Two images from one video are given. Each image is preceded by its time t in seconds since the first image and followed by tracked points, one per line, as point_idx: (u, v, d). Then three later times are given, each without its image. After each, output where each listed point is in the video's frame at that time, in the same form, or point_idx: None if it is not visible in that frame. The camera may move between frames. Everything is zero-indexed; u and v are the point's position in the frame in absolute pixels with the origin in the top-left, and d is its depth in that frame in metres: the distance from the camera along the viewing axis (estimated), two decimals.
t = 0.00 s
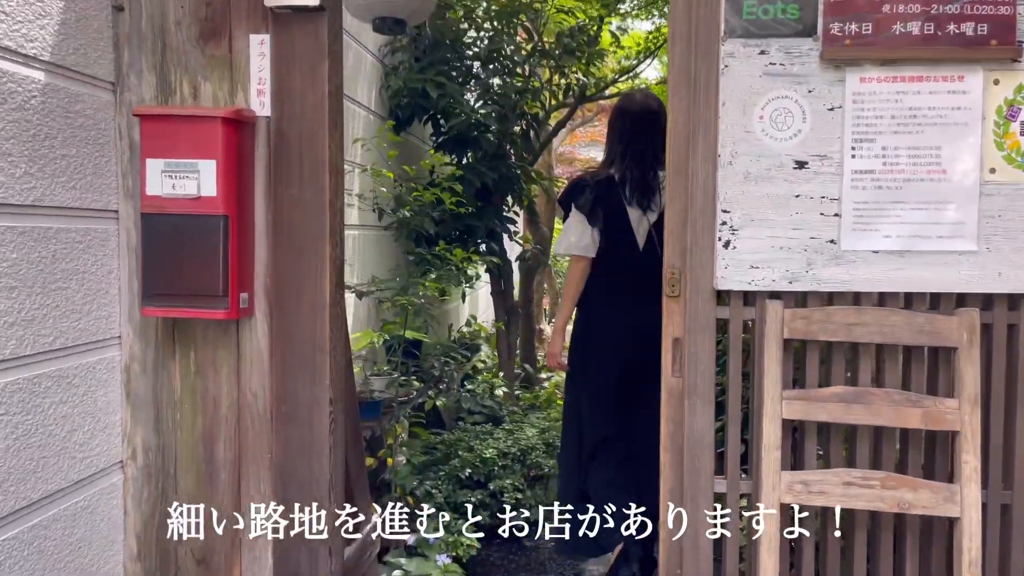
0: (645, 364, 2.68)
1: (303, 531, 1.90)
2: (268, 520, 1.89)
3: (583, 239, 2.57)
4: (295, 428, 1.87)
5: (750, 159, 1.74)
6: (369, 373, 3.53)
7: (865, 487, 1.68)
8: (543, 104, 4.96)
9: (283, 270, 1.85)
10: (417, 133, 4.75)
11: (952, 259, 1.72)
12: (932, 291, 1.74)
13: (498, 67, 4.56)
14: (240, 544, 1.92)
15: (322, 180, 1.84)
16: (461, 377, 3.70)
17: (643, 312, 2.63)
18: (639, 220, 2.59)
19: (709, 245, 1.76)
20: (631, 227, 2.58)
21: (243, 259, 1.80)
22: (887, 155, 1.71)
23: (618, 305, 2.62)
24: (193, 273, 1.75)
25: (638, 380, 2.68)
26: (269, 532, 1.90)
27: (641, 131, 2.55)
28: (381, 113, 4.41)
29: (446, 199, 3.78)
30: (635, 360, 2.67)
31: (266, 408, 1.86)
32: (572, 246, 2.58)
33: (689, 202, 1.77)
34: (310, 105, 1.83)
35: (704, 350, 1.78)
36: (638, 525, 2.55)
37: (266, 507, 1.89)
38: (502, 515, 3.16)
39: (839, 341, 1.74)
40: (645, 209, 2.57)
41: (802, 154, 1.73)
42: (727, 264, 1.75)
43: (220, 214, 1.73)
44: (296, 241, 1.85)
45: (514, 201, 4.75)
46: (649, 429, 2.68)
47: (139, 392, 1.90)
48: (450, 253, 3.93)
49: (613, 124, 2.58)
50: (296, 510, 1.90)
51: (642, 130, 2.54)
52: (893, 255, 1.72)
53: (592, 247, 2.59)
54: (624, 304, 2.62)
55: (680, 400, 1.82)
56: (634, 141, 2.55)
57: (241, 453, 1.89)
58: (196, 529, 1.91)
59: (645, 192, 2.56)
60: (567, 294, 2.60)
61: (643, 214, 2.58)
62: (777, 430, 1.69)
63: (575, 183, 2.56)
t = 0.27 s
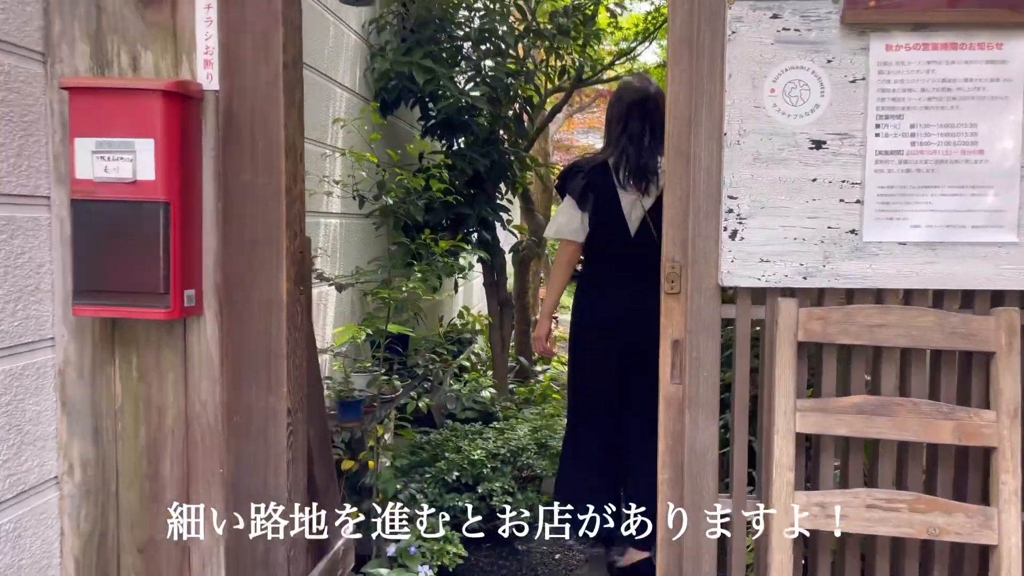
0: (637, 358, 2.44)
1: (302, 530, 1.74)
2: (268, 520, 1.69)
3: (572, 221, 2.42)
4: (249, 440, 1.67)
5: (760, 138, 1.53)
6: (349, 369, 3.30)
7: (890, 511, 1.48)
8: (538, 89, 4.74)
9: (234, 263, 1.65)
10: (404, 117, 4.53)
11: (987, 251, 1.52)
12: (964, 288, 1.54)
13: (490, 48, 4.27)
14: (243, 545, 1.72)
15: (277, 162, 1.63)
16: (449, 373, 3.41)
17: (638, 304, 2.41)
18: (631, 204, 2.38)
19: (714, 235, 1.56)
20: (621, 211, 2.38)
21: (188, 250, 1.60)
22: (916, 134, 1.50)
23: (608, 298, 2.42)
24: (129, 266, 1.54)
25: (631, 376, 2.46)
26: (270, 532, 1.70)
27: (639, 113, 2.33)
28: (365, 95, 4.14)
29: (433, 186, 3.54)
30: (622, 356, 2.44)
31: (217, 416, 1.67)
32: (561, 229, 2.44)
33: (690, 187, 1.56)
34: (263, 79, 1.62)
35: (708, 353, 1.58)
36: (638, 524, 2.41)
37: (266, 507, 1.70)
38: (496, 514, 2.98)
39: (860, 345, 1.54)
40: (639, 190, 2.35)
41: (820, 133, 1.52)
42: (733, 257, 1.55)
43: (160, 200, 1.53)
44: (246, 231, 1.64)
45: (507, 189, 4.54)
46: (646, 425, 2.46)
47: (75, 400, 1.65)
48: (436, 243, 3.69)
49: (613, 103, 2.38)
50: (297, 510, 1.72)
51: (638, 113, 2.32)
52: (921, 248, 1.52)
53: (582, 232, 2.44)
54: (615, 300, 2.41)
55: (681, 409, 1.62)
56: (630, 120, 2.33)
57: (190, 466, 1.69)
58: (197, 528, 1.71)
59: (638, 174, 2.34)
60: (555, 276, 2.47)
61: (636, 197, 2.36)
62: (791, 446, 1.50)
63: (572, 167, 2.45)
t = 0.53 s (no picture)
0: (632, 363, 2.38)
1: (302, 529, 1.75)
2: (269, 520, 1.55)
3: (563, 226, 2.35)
4: (198, 464, 1.47)
5: (778, 123, 1.34)
6: (330, 372, 3.02)
7: (925, 549, 1.30)
8: (532, 75, 4.54)
9: (180, 264, 1.44)
10: (393, 104, 4.34)
11: None
12: (1008, 295, 1.35)
13: (482, 31, 4.02)
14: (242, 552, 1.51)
15: (227, 148, 1.43)
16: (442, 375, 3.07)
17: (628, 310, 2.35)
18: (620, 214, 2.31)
19: (724, 233, 1.37)
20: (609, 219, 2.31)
21: (127, 250, 1.40)
22: (957, 117, 1.31)
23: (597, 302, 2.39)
24: (57, 268, 1.34)
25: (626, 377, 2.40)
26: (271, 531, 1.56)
27: (629, 126, 2.26)
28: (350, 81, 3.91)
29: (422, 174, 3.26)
30: (617, 359, 2.40)
31: (164, 437, 1.47)
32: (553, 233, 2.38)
33: (698, 179, 1.37)
34: (210, 53, 1.42)
35: (717, 366, 1.39)
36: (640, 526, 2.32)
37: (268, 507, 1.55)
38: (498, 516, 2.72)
39: (890, 358, 1.35)
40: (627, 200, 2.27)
41: (846, 116, 1.33)
42: (746, 258, 1.36)
43: (92, 191, 1.34)
44: (194, 226, 1.44)
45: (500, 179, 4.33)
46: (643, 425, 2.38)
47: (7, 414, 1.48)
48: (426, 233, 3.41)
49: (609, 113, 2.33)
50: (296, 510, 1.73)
51: (628, 121, 2.24)
52: (960, 249, 1.33)
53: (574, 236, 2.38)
54: (606, 304, 2.38)
55: (686, 429, 1.43)
56: (620, 134, 2.27)
57: (133, 493, 1.50)
58: (201, 530, 1.49)
59: (628, 183, 2.25)
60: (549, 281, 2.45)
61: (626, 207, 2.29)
62: (812, 473, 1.31)
63: (562, 175, 2.36)
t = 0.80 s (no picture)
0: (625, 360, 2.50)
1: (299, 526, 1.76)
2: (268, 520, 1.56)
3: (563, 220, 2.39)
4: (152, 494, 1.31)
5: (809, 111, 1.17)
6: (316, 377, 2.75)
7: None
8: (530, 64, 4.36)
9: (130, 269, 1.28)
10: (385, 93, 4.17)
11: None
12: None
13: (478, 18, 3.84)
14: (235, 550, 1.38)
15: (182, 138, 1.26)
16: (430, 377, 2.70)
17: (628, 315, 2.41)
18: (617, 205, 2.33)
19: (746, 237, 1.21)
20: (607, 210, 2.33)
21: (70, 255, 1.22)
22: (1014, 104, 1.14)
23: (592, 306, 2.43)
24: None
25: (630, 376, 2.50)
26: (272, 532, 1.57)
27: (624, 121, 2.29)
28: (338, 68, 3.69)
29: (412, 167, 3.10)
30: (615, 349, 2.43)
31: (116, 464, 1.31)
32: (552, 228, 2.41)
33: (716, 175, 1.21)
34: (162, 31, 1.25)
35: (738, 386, 1.23)
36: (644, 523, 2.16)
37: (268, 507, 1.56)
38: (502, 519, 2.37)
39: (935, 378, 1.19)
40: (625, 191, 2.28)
41: (886, 102, 1.17)
42: (772, 264, 1.19)
43: (25, 188, 1.15)
44: (146, 227, 1.27)
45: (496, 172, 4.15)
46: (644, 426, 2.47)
47: None
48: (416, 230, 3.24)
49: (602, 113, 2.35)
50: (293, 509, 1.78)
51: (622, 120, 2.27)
52: (1016, 255, 1.17)
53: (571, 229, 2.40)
54: (605, 300, 2.41)
55: (702, 456, 1.28)
56: (614, 128, 2.29)
57: (81, 528, 1.33)
58: (202, 529, 1.32)
59: (625, 175, 2.27)
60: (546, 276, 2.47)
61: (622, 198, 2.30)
62: (847, 511, 1.15)
63: (559, 169, 2.38)
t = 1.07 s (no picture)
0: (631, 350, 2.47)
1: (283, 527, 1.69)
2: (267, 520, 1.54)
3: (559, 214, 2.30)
4: (102, 517, 1.18)
5: (836, 89, 1.04)
6: (300, 378, 2.56)
7: None
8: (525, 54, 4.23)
9: (76, 265, 1.14)
10: (376, 82, 4.04)
11: None
12: None
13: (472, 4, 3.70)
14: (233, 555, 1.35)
15: (133, 121, 1.13)
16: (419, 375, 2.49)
17: (629, 312, 2.35)
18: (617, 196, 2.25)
19: (764, 232, 1.08)
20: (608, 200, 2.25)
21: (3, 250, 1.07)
22: None
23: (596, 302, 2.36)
24: None
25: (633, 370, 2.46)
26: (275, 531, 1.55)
27: (618, 112, 2.23)
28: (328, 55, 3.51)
29: (402, 158, 2.96)
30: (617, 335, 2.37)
31: (60, 484, 1.17)
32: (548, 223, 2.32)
33: (732, 161, 1.08)
34: None
35: (754, 397, 1.11)
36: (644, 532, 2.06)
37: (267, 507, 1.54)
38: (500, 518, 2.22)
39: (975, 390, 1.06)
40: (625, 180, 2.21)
41: (923, 80, 1.04)
42: (794, 262, 1.06)
43: None
44: (93, 221, 1.13)
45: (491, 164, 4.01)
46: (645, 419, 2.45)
47: None
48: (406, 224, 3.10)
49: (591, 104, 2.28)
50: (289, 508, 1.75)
51: (616, 111, 2.21)
52: None
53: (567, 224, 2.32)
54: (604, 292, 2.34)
55: (713, 474, 1.15)
56: (607, 121, 2.23)
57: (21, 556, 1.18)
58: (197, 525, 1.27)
59: (624, 164, 2.21)
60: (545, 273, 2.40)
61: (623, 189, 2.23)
62: (879, 538, 1.02)
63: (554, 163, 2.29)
